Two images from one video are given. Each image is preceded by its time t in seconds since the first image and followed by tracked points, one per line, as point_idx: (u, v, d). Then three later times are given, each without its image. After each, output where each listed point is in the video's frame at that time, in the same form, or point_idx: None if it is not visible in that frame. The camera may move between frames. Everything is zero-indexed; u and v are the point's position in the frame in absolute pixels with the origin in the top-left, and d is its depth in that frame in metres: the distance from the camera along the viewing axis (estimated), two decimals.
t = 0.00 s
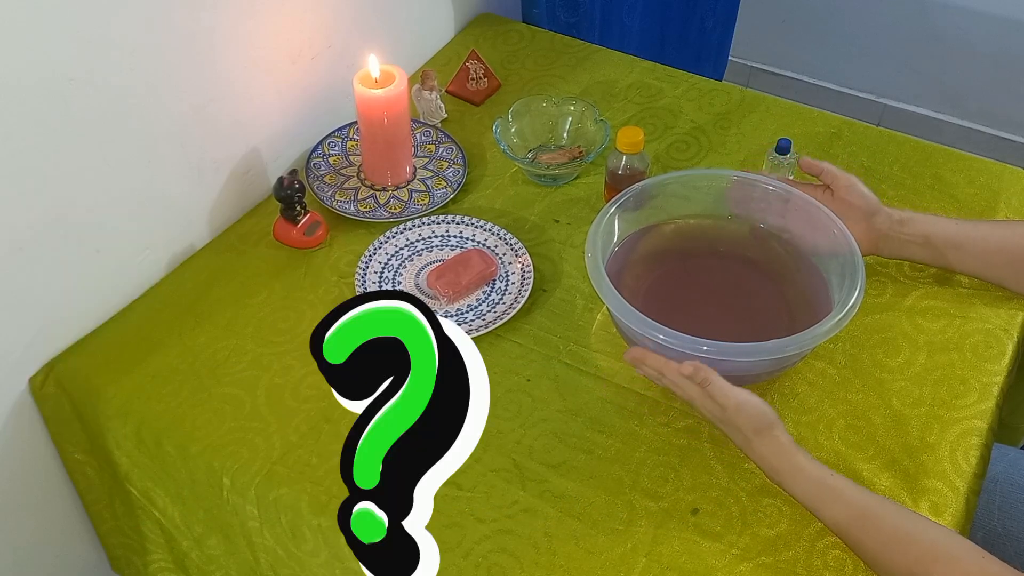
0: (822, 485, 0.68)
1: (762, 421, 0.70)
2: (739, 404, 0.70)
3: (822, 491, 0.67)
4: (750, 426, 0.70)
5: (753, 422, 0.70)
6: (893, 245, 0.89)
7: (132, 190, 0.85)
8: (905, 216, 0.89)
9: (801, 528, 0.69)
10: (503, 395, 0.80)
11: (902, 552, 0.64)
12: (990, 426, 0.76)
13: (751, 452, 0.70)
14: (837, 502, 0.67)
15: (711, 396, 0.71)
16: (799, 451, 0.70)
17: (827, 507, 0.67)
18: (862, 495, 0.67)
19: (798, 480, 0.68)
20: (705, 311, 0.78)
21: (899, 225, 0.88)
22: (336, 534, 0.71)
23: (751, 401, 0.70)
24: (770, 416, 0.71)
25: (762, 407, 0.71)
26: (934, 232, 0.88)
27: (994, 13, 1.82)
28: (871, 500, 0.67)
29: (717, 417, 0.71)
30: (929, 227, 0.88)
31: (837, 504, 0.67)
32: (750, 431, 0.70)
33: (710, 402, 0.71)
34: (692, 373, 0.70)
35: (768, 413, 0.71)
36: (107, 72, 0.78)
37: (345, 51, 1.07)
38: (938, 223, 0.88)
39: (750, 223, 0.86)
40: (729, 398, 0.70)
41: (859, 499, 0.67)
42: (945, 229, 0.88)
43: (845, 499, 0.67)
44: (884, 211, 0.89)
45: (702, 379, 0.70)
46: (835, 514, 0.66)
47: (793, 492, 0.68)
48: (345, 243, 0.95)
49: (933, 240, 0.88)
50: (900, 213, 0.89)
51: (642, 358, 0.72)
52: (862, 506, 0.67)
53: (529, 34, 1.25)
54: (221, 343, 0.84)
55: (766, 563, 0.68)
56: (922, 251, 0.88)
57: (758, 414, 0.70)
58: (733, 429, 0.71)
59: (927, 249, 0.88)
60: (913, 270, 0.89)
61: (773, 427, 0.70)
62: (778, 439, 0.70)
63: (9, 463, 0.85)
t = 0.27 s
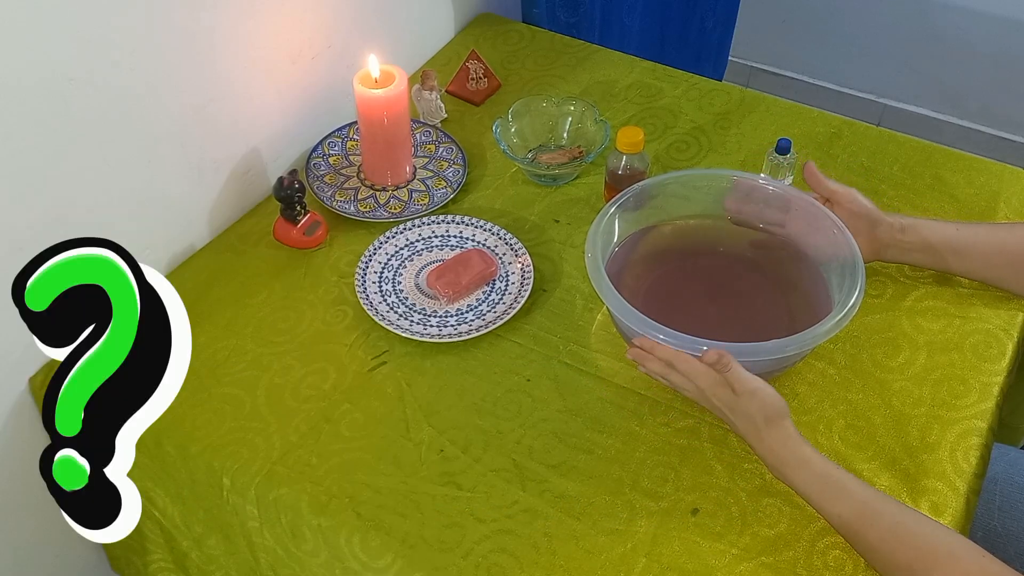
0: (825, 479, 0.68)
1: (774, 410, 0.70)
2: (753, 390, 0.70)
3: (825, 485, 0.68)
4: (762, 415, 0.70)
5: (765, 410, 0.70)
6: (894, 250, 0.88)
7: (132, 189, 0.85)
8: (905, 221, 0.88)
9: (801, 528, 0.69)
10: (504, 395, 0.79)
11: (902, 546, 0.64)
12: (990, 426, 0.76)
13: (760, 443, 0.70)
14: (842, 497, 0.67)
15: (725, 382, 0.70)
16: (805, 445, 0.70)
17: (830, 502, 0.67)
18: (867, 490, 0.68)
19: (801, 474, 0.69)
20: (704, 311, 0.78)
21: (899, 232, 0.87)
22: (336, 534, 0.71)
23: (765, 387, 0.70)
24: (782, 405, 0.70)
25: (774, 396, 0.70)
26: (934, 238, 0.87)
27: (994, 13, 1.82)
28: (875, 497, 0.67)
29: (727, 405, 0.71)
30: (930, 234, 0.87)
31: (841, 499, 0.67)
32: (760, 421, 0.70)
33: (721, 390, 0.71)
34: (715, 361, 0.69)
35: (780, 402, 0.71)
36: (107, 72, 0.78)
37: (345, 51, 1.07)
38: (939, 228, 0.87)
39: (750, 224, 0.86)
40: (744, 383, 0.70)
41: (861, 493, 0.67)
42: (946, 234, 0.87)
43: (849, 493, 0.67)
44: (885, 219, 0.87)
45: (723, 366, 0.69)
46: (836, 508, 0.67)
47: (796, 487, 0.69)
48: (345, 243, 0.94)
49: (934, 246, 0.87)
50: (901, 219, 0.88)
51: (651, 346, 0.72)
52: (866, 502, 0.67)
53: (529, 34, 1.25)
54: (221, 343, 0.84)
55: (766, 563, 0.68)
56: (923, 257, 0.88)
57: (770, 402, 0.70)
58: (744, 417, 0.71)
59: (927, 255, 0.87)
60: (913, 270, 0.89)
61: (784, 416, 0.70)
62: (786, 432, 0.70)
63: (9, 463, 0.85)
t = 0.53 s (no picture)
0: (826, 476, 0.68)
1: (777, 407, 0.70)
2: (758, 386, 0.70)
3: (826, 482, 0.68)
4: (765, 411, 0.70)
5: (768, 407, 0.70)
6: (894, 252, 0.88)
7: (132, 190, 0.85)
8: (905, 226, 0.88)
9: (801, 528, 0.69)
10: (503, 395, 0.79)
11: (903, 544, 0.65)
12: (990, 426, 0.76)
13: (762, 440, 0.70)
14: (843, 495, 0.67)
15: (730, 377, 0.70)
16: (808, 442, 0.70)
17: (831, 500, 0.67)
18: (868, 489, 0.68)
19: (802, 472, 0.69)
20: (704, 311, 0.78)
21: (899, 236, 0.87)
22: (336, 533, 0.71)
23: (770, 383, 0.70)
24: (785, 402, 0.70)
25: (778, 393, 0.70)
26: (934, 241, 0.87)
27: (994, 13, 1.82)
28: (876, 495, 0.67)
29: (730, 402, 0.71)
30: (929, 236, 0.87)
31: (842, 497, 0.67)
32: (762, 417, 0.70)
33: (724, 386, 0.71)
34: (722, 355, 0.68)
35: (783, 399, 0.71)
36: (107, 72, 0.78)
37: (345, 51, 1.07)
38: (939, 231, 0.87)
39: (750, 224, 0.86)
40: (749, 379, 0.69)
41: (862, 491, 0.67)
42: (945, 237, 0.87)
43: (850, 491, 0.67)
44: (886, 223, 0.87)
45: (730, 360, 0.68)
46: (837, 506, 0.67)
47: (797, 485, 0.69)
48: (345, 243, 0.95)
49: (934, 248, 0.87)
50: (900, 223, 0.88)
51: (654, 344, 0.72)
52: (867, 500, 0.67)
53: (529, 33, 1.25)
54: (221, 343, 0.84)
55: (766, 563, 0.68)
56: (922, 260, 0.88)
57: (774, 399, 0.70)
58: (747, 413, 0.71)
59: (927, 257, 0.87)
60: (913, 270, 0.89)
61: (786, 414, 0.70)
62: (788, 429, 0.70)
63: (9, 463, 0.85)
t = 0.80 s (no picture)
0: (826, 475, 0.68)
1: (779, 406, 0.70)
2: (760, 384, 0.70)
3: (827, 482, 0.68)
4: (766, 410, 0.70)
5: (769, 406, 0.70)
6: (894, 252, 0.88)
7: (132, 189, 0.85)
8: (905, 227, 0.88)
9: (801, 528, 0.69)
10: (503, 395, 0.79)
11: (903, 543, 0.65)
12: (990, 426, 0.76)
13: (763, 439, 0.70)
14: (842, 494, 0.67)
15: (731, 376, 0.70)
16: (808, 442, 0.70)
17: (831, 500, 0.67)
18: (868, 488, 0.68)
19: (802, 471, 0.68)
20: (704, 311, 0.78)
21: (900, 238, 0.87)
22: (336, 534, 0.71)
23: (772, 382, 0.70)
24: (786, 401, 0.70)
25: (779, 392, 0.70)
26: (934, 243, 0.87)
27: (993, 13, 1.82)
28: (876, 495, 0.67)
29: (731, 400, 0.71)
30: (929, 237, 0.87)
31: (841, 497, 0.67)
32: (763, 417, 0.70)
33: (726, 385, 0.71)
34: (726, 352, 0.68)
35: (785, 399, 0.71)
36: (107, 72, 0.78)
37: (345, 51, 1.07)
38: (939, 232, 0.87)
39: (750, 224, 0.86)
40: (751, 378, 0.69)
41: (862, 491, 0.67)
42: (946, 238, 0.87)
43: (850, 490, 0.67)
44: (886, 225, 0.87)
45: (733, 358, 0.68)
46: (837, 505, 0.67)
47: (797, 484, 0.69)
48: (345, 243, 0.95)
49: (934, 249, 0.87)
50: (901, 225, 0.88)
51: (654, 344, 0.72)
52: (867, 499, 0.67)
53: (528, 33, 1.25)
54: (221, 342, 0.84)
55: (766, 563, 0.68)
56: (923, 260, 0.87)
57: (776, 397, 0.70)
58: (748, 412, 0.71)
59: (927, 258, 0.87)
60: (913, 270, 0.89)
61: (787, 413, 0.70)
62: (789, 428, 0.70)
63: (10, 463, 0.85)
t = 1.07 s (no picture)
0: (826, 476, 0.68)
1: (779, 406, 0.70)
2: (761, 384, 0.70)
3: (827, 482, 0.68)
4: (766, 410, 0.70)
5: (770, 406, 0.70)
6: (894, 252, 0.88)
7: (133, 190, 0.85)
8: (905, 228, 0.88)
9: (801, 529, 0.69)
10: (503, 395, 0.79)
11: (903, 543, 0.65)
12: (990, 426, 0.76)
13: (763, 439, 0.70)
14: (842, 494, 0.67)
15: (731, 375, 0.70)
16: (808, 442, 0.70)
17: (831, 499, 0.67)
18: (868, 487, 0.68)
19: (803, 472, 0.68)
20: (704, 311, 0.78)
21: (900, 238, 0.87)
22: (336, 534, 0.71)
23: (772, 382, 0.70)
24: (786, 401, 0.70)
25: (779, 392, 0.70)
26: (934, 243, 0.87)
27: (993, 14, 1.82)
28: (876, 495, 0.67)
29: (731, 400, 0.71)
30: (929, 237, 0.87)
31: (841, 496, 0.67)
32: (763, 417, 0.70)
33: (726, 385, 0.71)
34: (726, 352, 0.68)
35: (785, 399, 0.71)
36: (107, 73, 0.78)
37: (345, 51, 1.07)
38: (939, 232, 0.87)
39: (751, 224, 0.86)
40: (752, 378, 0.69)
41: (863, 491, 0.67)
42: (946, 238, 0.87)
43: (850, 490, 0.67)
44: (886, 225, 0.87)
45: (733, 358, 0.68)
46: (837, 505, 0.67)
47: (797, 484, 0.69)
48: (345, 243, 0.95)
49: (934, 249, 0.87)
50: (901, 225, 0.88)
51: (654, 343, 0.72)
52: (867, 499, 0.67)
53: (528, 33, 1.25)
54: (221, 343, 0.84)
55: (766, 563, 0.68)
56: (923, 260, 0.87)
57: (776, 397, 0.70)
58: (748, 412, 0.71)
59: (927, 258, 0.87)
60: (913, 270, 0.89)
61: (787, 413, 0.70)
62: (790, 429, 0.70)
63: (10, 463, 0.85)
